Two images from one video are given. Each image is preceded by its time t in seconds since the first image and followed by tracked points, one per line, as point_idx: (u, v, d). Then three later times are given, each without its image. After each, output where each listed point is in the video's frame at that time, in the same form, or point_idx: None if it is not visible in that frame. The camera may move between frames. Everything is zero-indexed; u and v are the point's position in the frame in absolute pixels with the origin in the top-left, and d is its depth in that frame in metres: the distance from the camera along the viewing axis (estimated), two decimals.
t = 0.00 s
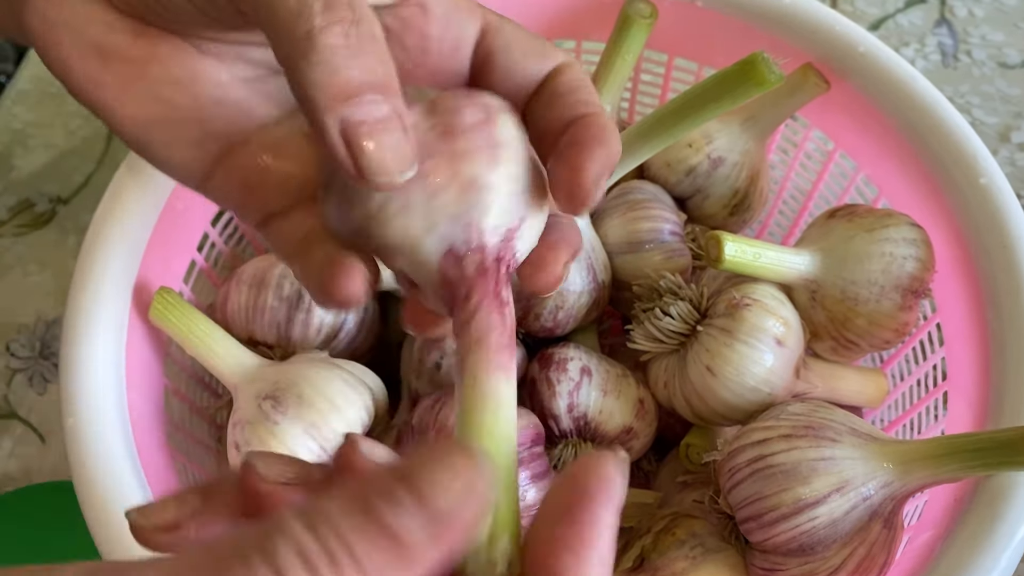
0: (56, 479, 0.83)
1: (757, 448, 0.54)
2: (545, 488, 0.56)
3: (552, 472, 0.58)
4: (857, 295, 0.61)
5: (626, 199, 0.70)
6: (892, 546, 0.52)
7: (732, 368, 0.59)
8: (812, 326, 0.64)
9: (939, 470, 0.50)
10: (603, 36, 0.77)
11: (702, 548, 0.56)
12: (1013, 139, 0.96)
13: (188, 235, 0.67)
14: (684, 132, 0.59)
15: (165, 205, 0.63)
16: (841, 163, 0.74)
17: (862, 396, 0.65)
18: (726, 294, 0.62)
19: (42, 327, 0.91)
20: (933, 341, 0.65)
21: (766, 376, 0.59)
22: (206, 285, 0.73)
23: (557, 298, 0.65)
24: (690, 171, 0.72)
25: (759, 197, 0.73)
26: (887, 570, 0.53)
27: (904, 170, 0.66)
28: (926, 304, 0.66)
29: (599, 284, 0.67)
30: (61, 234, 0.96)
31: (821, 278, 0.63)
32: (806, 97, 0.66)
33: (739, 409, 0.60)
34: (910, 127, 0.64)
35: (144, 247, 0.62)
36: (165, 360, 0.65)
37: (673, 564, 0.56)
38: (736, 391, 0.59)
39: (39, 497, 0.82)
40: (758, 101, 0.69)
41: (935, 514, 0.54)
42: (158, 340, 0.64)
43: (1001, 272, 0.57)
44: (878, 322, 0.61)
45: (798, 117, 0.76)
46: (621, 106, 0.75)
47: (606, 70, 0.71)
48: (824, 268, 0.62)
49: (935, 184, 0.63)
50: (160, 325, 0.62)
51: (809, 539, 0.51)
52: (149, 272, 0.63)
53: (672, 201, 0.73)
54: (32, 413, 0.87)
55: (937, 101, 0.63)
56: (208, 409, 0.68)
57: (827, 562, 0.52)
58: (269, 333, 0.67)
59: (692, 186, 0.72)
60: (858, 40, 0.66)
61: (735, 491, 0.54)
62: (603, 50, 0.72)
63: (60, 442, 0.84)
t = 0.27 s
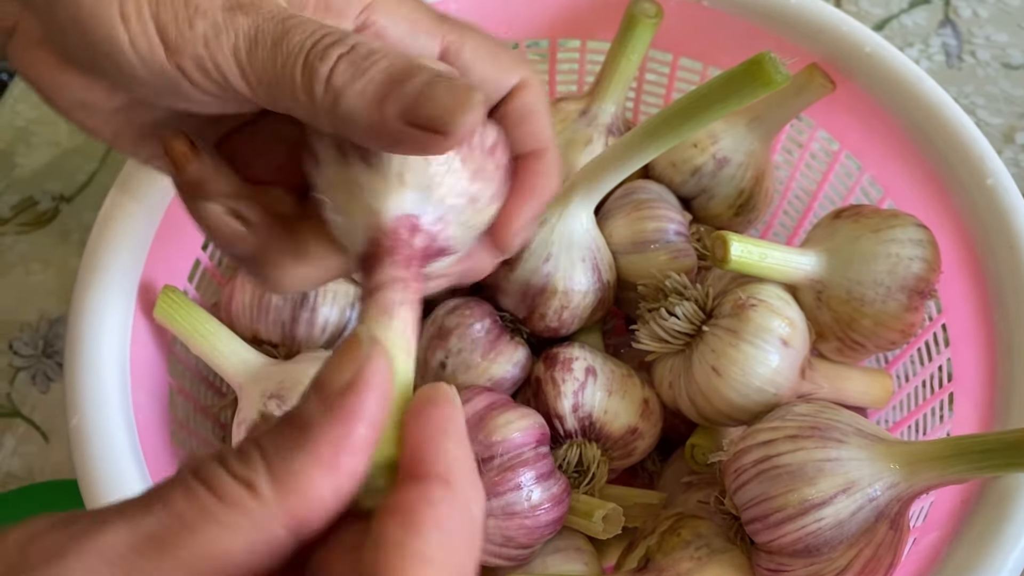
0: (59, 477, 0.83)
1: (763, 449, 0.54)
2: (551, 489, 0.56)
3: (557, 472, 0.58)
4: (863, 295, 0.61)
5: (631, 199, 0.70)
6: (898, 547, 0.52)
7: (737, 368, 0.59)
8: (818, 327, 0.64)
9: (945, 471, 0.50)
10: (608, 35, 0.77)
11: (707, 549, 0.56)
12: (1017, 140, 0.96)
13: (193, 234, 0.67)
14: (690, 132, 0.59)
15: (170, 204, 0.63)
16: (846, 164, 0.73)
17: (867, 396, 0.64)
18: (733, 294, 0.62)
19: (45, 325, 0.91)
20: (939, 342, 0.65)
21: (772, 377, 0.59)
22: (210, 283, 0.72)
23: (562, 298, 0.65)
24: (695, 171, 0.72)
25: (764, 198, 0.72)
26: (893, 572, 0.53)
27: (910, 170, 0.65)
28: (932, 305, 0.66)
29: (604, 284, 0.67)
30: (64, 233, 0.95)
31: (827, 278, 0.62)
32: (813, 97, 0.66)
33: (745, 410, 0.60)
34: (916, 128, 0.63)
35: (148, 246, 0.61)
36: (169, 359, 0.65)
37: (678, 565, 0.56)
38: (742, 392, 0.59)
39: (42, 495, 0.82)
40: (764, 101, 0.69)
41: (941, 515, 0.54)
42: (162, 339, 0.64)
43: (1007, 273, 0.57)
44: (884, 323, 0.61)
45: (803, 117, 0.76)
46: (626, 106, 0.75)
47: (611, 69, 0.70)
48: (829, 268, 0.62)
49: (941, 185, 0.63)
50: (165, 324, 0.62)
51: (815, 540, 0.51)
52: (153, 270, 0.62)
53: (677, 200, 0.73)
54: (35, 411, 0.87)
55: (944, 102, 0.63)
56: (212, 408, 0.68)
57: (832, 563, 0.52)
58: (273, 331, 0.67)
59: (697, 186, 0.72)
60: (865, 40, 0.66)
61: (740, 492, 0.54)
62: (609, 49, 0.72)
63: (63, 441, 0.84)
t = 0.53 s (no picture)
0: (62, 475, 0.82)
1: (769, 448, 0.54)
2: (556, 488, 0.56)
3: (562, 471, 0.57)
4: (869, 295, 0.61)
5: (635, 198, 0.69)
6: (904, 547, 0.52)
7: (743, 368, 0.59)
8: (823, 326, 0.64)
9: (952, 471, 0.50)
10: (612, 34, 0.77)
11: (713, 549, 0.56)
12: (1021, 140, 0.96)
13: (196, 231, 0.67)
14: (696, 130, 0.59)
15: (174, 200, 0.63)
16: (851, 163, 0.73)
17: (872, 395, 0.64)
18: (738, 293, 0.62)
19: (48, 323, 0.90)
20: (945, 342, 0.65)
21: (777, 376, 0.59)
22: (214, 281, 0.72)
23: (568, 296, 0.65)
24: (700, 170, 0.71)
25: (769, 197, 0.72)
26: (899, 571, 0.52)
27: (916, 170, 0.65)
28: (937, 304, 0.66)
29: (609, 283, 0.66)
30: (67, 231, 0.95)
31: (833, 278, 0.62)
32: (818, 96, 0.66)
33: (751, 409, 0.60)
34: (922, 127, 0.63)
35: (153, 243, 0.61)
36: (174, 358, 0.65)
37: (684, 565, 0.56)
38: (748, 391, 0.59)
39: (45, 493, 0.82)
40: (769, 100, 0.69)
41: (947, 515, 0.54)
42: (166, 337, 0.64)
43: (1014, 272, 0.57)
44: (890, 323, 0.61)
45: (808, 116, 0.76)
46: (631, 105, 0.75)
47: (616, 68, 0.70)
48: (835, 267, 0.62)
49: (947, 184, 0.63)
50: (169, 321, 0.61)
51: (822, 540, 0.51)
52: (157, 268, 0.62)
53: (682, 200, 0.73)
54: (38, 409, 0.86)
55: (950, 102, 0.63)
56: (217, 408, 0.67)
57: (839, 562, 0.52)
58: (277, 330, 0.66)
59: (702, 185, 0.72)
60: (871, 40, 0.65)
61: (746, 491, 0.54)
62: (614, 47, 0.72)
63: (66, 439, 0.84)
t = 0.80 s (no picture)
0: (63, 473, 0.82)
1: (775, 448, 0.54)
2: (560, 487, 0.56)
3: (566, 470, 0.57)
4: (874, 294, 0.60)
5: (640, 196, 0.69)
6: (911, 548, 0.52)
7: (749, 366, 0.59)
8: (829, 325, 0.63)
9: (959, 471, 0.50)
10: (617, 31, 0.76)
11: (717, 549, 0.56)
12: None
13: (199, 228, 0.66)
14: (701, 127, 0.59)
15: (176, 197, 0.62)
16: (857, 162, 0.73)
17: (877, 395, 0.64)
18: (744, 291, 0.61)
19: (49, 321, 0.90)
20: (951, 341, 0.64)
21: (783, 376, 0.59)
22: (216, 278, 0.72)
23: (572, 295, 0.64)
24: (705, 168, 0.71)
25: (774, 196, 0.72)
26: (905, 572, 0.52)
27: (922, 167, 0.65)
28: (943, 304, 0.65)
29: (614, 281, 0.66)
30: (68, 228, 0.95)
31: (839, 277, 0.62)
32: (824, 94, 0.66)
33: (756, 408, 0.60)
34: (929, 125, 0.63)
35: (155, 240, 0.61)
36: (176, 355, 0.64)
37: (688, 565, 0.56)
38: (753, 390, 0.59)
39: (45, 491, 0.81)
40: (774, 98, 0.69)
41: (954, 516, 0.53)
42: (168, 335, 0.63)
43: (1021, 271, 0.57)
44: (896, 322, 0.60)
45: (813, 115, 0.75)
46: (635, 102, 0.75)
47: (621, 65, 0.70)
48: (841, 266, 0.62)
49: (953, 182, 0.62)
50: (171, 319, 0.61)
51: (828, 540, 0.51)
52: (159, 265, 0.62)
53: (686, 198, 0.72)
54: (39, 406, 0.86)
55: (957, 100, 0.62)
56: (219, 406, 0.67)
57: (845, 562, 0.51)
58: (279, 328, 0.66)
59: (707, 183, 0.72)
60: (877, 37, 0.65)
61: (752, 491, 0.54)
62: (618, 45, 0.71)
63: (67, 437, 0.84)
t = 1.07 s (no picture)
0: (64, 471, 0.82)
1: (777, 448, 0.54)
2: (562, 486, 0.56)
3: (568, 470, 0.57)
4: (875, 294, 0.61)
5: (642, 196, 0.69)
6: (912, 548, 0.52)
7: (750, 366, 0.59)
8: (830, 326, 0.64)
9: (960, 471, 0.50)
10: (619, 31, 0.76)
11: (719, 548, 0.56)
12: None
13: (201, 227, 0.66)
14: (704, 128, 0.59)
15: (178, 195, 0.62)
16: (858, 162, 0.73)
17: (878, 395, 0.64)
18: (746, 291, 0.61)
19: (50, 319, 0.90)
20: (951, 342, 0.64)
21: (784, 376, 0.59)
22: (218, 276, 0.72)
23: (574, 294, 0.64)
24: (707, 169, 0.71)
25: (775, 196, 0.72)
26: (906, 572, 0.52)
27: (923, 168, 0.65)
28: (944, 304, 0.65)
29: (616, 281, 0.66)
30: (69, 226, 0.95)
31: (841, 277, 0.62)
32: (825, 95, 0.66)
33: (757, 408, 0.60)
34: (930, 126, 0.63)
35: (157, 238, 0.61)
36: (178, 354, 0.64)
37: (690, 564, 0.56)
38: (755, 390, 0.59)
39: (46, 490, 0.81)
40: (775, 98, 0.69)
41: (955, 516, 0.53)
42: (170, 334, 0.63)
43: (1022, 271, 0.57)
44: (897, 323, 0.61)
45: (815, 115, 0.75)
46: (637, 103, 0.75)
47: (623, 65, 0.70)
48: (843, 267, 0.62)
49: (955, 183, 0.62)
50: (173, 317, 0.61)
51: (830, 540, 0.51)
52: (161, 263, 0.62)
53: (688, 199, 0.72)
54: (40, 405, 0.86)
55: (958, 100, 0.62)
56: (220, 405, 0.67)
57: (846, 562, 0.52)
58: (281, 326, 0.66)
59: (709, 184, 0.72)
60: (879, 38, 0.65)
61: (754, 491, 0.54)
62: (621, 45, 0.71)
63: (68, 435, 0.84)
